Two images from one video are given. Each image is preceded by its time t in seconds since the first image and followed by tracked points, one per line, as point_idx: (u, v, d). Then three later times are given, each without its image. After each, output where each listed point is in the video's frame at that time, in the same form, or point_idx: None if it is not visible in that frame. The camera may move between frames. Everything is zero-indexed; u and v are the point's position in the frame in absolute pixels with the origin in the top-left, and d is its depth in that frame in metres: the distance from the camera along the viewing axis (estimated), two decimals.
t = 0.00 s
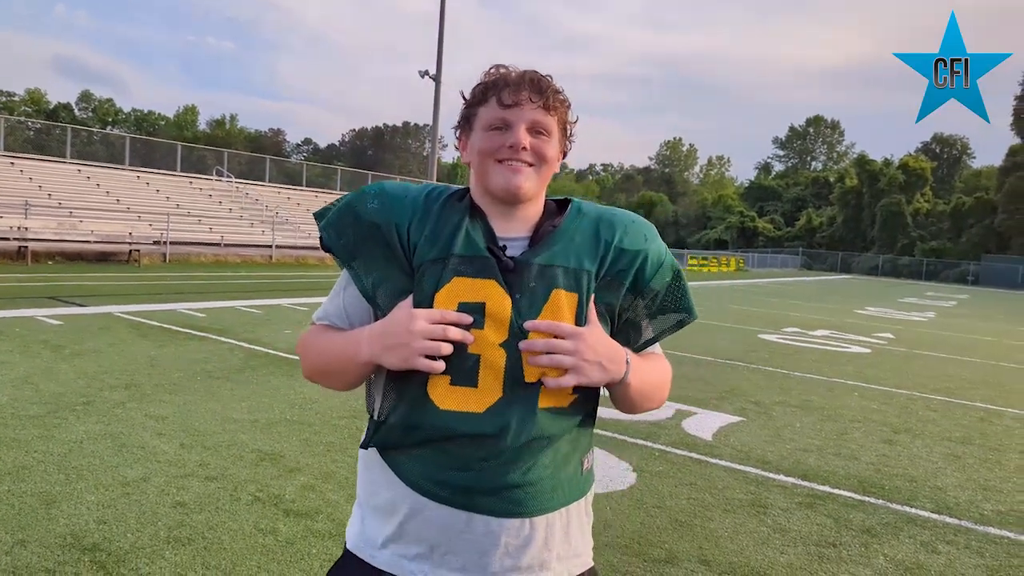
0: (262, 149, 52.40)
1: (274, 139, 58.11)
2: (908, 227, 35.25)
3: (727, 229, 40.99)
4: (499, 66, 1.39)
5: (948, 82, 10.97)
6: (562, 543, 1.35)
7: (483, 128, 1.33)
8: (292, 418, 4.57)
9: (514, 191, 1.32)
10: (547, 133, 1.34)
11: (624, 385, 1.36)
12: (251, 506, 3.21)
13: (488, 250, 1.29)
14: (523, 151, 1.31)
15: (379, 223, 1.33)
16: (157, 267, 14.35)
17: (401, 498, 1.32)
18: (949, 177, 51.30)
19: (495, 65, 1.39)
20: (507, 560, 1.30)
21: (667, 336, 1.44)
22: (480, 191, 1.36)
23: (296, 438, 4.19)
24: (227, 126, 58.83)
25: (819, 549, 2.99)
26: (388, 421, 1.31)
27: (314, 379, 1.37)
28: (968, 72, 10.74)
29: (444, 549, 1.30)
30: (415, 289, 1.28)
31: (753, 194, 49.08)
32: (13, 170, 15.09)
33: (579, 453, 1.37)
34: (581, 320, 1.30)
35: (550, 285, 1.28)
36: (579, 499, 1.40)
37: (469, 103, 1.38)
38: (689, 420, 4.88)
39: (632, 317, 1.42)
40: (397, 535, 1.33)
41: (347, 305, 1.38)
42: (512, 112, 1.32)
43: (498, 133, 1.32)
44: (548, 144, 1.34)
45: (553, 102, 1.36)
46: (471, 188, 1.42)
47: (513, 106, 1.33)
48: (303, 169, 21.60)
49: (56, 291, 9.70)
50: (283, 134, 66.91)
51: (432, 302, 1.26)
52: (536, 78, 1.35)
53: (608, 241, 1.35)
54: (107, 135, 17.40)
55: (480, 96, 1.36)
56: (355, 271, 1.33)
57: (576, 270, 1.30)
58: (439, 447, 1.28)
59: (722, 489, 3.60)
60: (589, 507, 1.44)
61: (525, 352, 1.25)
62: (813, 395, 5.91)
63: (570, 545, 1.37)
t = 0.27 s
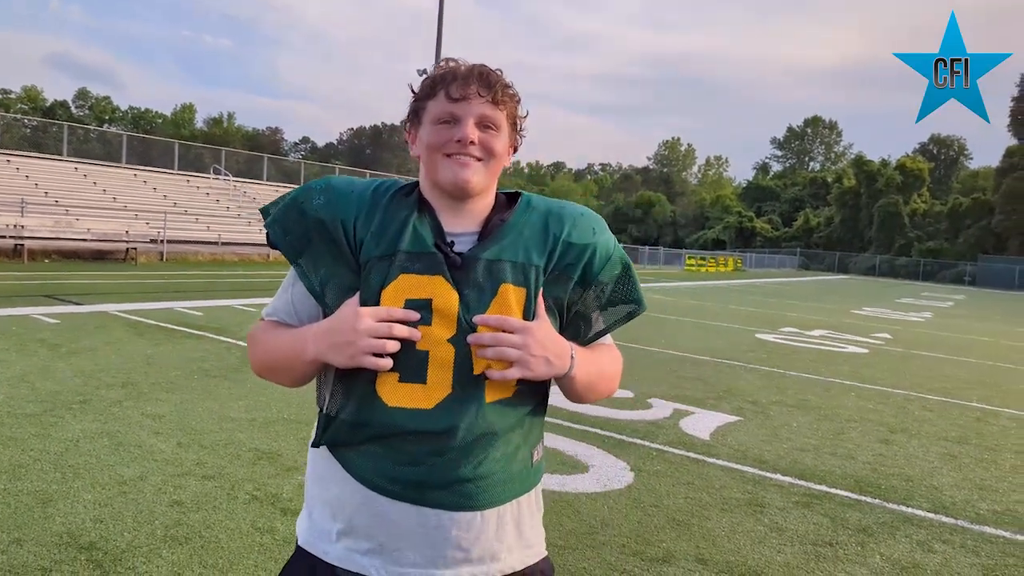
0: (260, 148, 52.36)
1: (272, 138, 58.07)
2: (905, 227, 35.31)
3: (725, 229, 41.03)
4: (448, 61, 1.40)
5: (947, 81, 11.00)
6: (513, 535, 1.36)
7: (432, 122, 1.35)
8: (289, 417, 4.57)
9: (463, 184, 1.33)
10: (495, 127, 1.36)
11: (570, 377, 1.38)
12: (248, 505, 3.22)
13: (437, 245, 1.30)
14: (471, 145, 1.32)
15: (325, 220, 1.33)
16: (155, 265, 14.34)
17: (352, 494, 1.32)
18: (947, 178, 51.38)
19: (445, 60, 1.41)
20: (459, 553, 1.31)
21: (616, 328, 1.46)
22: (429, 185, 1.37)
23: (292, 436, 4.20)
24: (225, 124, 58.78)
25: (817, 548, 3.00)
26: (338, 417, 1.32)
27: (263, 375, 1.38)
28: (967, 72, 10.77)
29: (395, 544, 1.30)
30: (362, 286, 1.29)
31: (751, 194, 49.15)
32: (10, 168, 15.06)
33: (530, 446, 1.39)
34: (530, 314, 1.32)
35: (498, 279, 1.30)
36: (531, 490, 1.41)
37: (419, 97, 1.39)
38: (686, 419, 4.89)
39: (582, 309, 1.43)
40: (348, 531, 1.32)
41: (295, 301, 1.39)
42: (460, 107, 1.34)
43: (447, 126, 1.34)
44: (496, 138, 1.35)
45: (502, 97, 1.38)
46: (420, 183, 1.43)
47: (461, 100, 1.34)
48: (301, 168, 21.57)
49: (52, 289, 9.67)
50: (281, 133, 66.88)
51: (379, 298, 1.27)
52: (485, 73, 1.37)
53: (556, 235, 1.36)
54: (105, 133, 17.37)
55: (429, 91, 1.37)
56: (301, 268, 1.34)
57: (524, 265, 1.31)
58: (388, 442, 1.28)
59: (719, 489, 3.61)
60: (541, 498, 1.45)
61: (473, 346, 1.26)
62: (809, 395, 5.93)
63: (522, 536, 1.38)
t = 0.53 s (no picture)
0: (260, 147, 52.41)
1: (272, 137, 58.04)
2: (905, 227, 35.30)
3: (724, 228, 41.05)
4: (403, 60, 1.42)
5: (947, 81, 11.01)
6: (467, 530, 1.40)
7: (387, 121, 1.36)
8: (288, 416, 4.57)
9: (418, 183, 1.34)
10: (450, 126, 1.37)
11: (524, 378, 1.40)
12: (247, 504, 3.23)
13: (394, 248, 1.31)
14: (426, 144, 1.33)
15: (280, 221, 1.33)
16: (155, 264, 14.34)
17: (307, 495, 1.34)
18: (947, 178, 51.34)
19: (399, 59, 1.42)
20: (415, 550, 1.34)
21: (570, 326, 1.49)
22: (384, 184, 1.38)
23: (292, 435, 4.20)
24: (225, 123, 58.75)
25: (816, 548, 3.01)
26: (295, 418, 1.33)
27: (219, 376, 1.38)
28: (968, 72, 10.79)
29: (352, 543, 1.33)
30: (320, 289, 1.29)
31: (751, 194, 49.16)
32: (10, 166, 15.06)
33: (485, 443, 1.41)
34: (488, 316, 1.34)
35: (456, 282, 1.31)
36: (484, 487, 1.44)
37: (373, 97, 1.41)
38: (687, 418, 4.90)
39: (537, 308, 1.45)
40: (303, 531, 1.35)
41: (248, 301, 1.39)
42: (414, 105, 1.35)
43: (401, 125, 1.35)
44: (451, 137, 1.37)
45: (456, 96, 1.40)
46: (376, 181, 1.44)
47: (416, 99, 1.35)
48: (301, 166, 21.56)
49: (51, 287, 9.66)
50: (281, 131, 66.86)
51: (338, 302, 1.28)
52: (439, 72, 1.39)
53: (513, 237, 1.38)
54: (104, 131, 17.35)
55: (383, 90, 1.39)
56: (257, 269, 1.34)
57: (482, 267, 1.33)
58: (346, 444, 1.29)
59: (718, 488, 3.61)
60: (495, 493, 1.49)
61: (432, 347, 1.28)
62: (808, 395, 5.93)
63: (476, 530, 1.42)
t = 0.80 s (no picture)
0: (263, 150, 52.57)
1: (275, 140, 58.18)
2: (908, 228, 35.22)
3: (727, 230, 41.01)
4: (383, 62, 1.38)
5: (947, 81, 10.97)
6: (451, 524, 1.38)
7: (365, 126, 1.33)
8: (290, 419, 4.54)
9: (397, 190, 1.31)
10: (430, 132, 1.34)
11: (502, 380, 1.38)
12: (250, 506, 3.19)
13: (374, 253, 1.28)
14: (406, 151, 1.30)
15: (258, 226, 1.27)
16: (158, 267, 14.35)
17: (288, 494, 1.29)
18: (950, 179, 51.22)
19: (379, 61, 1.39)
20: (399, 541, 1.31)
21: (544, 325, 1.48)
22: (362, 189, 1.35)
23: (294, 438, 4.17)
24: (228, 127, 58.93)
25: (819, 553, 2.96)
26: (274, 423, 1.28)
27: (193, 380, 1.33)
28: (968, 72, 10.74)
29: (336, 542, 1.29)
30: (300, 294, 1.24)
31: (753, 196, 49.13)
32: (15, 170, 15.08)
33: (465, 441, 1.39)
34: (466, 320, 1.31)
35: (436, 287, 1.28)
36: (463, 482, 1.42)
37: (352, 99, 1.37)
38: (688, 421, 4.86)
39: (514, 310, 1.43)
40: (286, 529, 1.30)
41: (224, 302, 1.33)
42: (395, 112, 1.32)
43: (380, 130, 1.31)
44: (430, 144, 1.34)
45: (435, 103, 1.37)
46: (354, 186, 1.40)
47: (396, 105, 1.32)
48: (303, 170, 21.58)
49: (54, 291, 9.66)
50: (283, 135, 67.02)
51: (318, 308, 1.23)
52: (419, 77, 1.36)
53: (492, 240, 1.35)
54: (108, 135, 17.37)
55: (362, 93, 1.35)
56: (233, 272, 1.28)
57: (461, 271, 1.30)
58: (327, 447, 1.25)
59: (720, 492, 3.57)
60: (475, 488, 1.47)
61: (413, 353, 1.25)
62: (812, 397, 5.89)
63: (459, 524, 1.40)
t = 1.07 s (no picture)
0: (260, 157, 52.53)
1: (272, 147, 58.20)
2: (904, 237, 35.36)
3: (724, 239, 41.12)
4: (387, 74, 1.41)
5: (947, 82, 11.04)
6: (453, 538, 1.39)
7: (369, 136, 1.35)
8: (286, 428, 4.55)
9: (399, 199, 1.33)
10: (432, 142, 1.37)
11: (508, 384, 1.40)
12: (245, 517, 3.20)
13: (377, 258, 1.31)
14: (408, 161, 1.33)
15: (263, 232, 1.32)
16: (154, 275, 14.34)
17: (288, 503, 1.32)
18: (945, 189, 51.48)
19: (384, 73, 1.42)
20: (401, 558, 1.32)
21: (550, 333, 1.49)
22: (367, 198, 1.37)
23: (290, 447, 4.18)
24: (225, 134, 58.97)
25: (816, 561, 2.98)
26: (275, 428, 1.31)
27: (198, 386, 1.36)
28: (967, 73, 10.83)
29: (334, 554, 1.31)
30: (302, 298, 1.28)
31: (750, 205, 49.28)
32: (11, 178, 15.07)
33: (468, 451, 1.41)
34: (471, 323, 1.33)
35: (440, 291, 1.31)
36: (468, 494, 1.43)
37: (356, 110, 1.40)
38: (684, 430, 4.88)
39: (519, 316, 1.45)
40: (286, 541, 1.33)
41: (228, 310, 1.38)
42: (397, 122, 1.34)
43: (383, 141, 1.34)
44: (433, 153, 1.36)
45: (439, 112, 1.39)
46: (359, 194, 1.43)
47: (398, 116, 1.35)
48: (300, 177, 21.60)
49: (50, 299, 9.63)
50: (281, 143, 67.07)
51: (320, 310, 1.27)
52: (422, 88, 1.38)
53: (495, 246, 1.37)
54: (105, 143, 17.37)
55: (366, 104, 1.37)
56: (238, 278, 1.32)
57: (465, 276, 1.33)
58: (329, 453, 1.28)
59: (717, 501, 3.59)
60: (477, 500, 1.48)
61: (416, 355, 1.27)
62: (808, 406, 5.91)
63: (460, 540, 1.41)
